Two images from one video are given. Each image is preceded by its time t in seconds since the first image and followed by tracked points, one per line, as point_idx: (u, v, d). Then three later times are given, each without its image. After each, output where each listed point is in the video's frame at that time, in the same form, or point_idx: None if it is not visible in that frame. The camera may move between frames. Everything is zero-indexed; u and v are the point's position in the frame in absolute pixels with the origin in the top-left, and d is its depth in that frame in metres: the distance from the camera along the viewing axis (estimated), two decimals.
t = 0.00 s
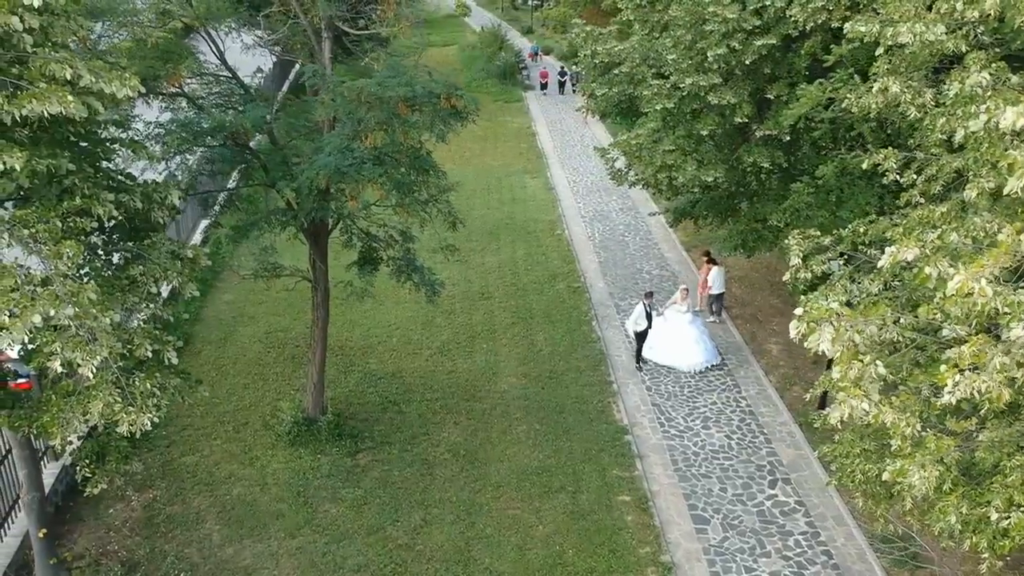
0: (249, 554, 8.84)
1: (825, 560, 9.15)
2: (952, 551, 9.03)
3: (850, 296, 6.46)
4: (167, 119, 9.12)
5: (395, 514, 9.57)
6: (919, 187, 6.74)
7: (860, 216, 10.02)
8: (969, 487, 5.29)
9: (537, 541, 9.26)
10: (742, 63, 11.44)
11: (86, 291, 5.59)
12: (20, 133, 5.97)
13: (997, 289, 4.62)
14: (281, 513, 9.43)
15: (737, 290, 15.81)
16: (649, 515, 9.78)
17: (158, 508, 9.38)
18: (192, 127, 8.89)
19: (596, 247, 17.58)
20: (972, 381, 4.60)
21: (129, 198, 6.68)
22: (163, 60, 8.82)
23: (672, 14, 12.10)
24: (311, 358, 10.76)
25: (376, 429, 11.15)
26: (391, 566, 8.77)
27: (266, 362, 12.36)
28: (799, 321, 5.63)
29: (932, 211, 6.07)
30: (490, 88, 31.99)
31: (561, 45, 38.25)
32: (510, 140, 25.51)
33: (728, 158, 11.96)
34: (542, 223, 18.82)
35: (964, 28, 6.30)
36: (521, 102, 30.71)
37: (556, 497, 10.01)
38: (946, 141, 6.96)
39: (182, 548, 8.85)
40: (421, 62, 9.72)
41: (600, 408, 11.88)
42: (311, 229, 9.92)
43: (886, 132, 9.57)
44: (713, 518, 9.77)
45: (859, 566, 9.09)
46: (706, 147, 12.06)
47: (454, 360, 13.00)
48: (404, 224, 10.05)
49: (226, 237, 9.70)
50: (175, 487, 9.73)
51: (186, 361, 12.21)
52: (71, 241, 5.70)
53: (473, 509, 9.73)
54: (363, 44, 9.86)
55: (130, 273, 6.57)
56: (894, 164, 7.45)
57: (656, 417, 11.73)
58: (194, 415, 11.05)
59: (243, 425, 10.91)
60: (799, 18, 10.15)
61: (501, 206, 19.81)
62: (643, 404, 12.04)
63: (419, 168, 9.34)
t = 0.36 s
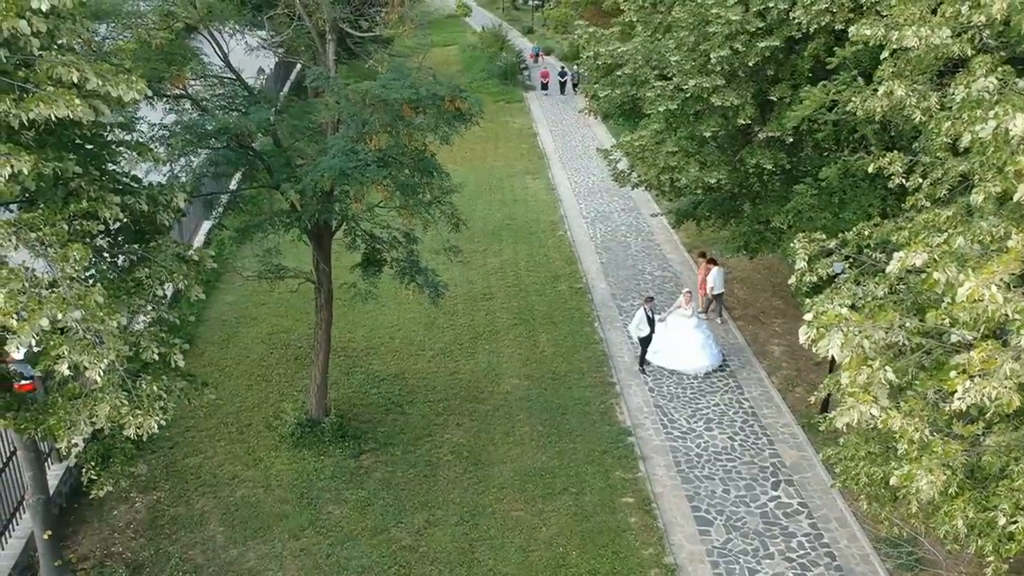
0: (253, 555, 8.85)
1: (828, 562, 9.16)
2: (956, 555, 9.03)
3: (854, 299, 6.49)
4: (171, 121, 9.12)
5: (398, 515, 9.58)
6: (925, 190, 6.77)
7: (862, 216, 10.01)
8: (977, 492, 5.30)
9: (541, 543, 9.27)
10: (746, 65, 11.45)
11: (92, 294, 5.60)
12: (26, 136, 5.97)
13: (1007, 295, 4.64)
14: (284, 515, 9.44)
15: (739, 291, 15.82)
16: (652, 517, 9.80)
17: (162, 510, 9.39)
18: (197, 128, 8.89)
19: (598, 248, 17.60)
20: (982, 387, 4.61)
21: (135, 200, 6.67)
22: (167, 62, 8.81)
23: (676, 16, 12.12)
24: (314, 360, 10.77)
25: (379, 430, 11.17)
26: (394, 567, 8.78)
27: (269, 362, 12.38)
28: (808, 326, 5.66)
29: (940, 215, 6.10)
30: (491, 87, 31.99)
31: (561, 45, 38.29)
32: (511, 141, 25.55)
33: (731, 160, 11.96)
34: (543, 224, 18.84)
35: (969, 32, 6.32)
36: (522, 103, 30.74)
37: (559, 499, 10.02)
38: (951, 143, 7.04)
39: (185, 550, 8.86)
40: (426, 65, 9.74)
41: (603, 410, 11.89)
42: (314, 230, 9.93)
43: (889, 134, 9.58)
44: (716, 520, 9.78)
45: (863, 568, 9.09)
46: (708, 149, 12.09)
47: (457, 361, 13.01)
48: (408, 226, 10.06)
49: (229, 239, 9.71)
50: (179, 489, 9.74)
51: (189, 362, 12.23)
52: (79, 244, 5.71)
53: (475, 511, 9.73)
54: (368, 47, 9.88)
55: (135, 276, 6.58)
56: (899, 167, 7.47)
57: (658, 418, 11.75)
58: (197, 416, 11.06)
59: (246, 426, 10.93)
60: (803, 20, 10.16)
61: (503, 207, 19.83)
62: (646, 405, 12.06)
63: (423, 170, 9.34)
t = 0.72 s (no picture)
0: (256, 558, 8.86)
1: (830, 565, 9.17)
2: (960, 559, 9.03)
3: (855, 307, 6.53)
4: (175, 124, 9.14)
5: (401, 518, 9.59)
6: (928, 195, 6.78)
7: (865, 219, 10.02)
8: (982, 498, 5.30)
9: (543, 546, 9.28)
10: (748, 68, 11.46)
11: (98, 299, 5.61)
12: (32, 141, 5.98)
13: (1013, 303, 4.65)
14: (287, 518, 9.45)
15: (740, 293, 15.83)
16: (654, 519, 9.80)
17: (165, 512, 9.40)
18: (200, 132, 8.91)
19: (600, 250, 17.61)
20: (989, 396, 4.62)
21: (140, 204, 6.68)
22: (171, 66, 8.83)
23: (678, 19, 12.13)
24: (317, 363, 10.79)
25: (382, 433, 11.18)
26: (396, 570, 8.79)
27: (272, 365, 12.41)
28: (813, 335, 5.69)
29: (943, 221, 6.11)
30: (492, 87, 32.01)
31: (562, 46, 38.36)
32: (512, 142, 25.56)
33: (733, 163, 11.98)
34: (545, 225, 18.86)
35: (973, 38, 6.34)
36: (523, 104, 30.76)
37: (562, 501, 10.02)
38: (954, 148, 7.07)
39: (189, 553, 8.87)
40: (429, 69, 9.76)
41: (604, 412, 11.90)
42: (316, 233, 9.94)
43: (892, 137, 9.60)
44: (718, 522, 9.79)
45: (865, 571, 9.10)
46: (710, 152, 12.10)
47: (459, 363, 13.03)
48: (411, 229, 10.08)
49: (232, 242, 9.72)
50: (181, 491, 9.75)
51: (192, 364, 12.25)
52: (85, 248, 5.73)
53: (477, 514, 9.74)
54: (371, 50, 9.89)
55: (140, 280, 6.60)
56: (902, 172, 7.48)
57: (660, 421, 11.76)
58: (200, 419, 11.08)
59: (249, 428, 10.95)
60: (806, 23, 10.17)
61: (504, 209, 19.85)
62: (648, 408, 12.07)
63: (426, 173, 9.36)
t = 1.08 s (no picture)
0: (249, 562, 8.84)
1: (823, 564, 9.20)
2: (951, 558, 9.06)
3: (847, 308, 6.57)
4: (166, 128, 9.12)
5: (394, 521, 9.58)
6: (919, 197, 6.83)
7: (855, 219, 10.06)
8: (973, 498, 5.34)
9: (537, 547, 9.28)
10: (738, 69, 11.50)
11: (90, 304, 5.60)
12: (23, 146, 5.95)
13: (1005, 306, 4.69)
14: (280, 521, 9.43)
15: (731, 294, 15.88)
16: (647, 520, 9.82)
17: (157, 517, 9.38)
18: (191, 135, 8.89)
19: (590, 251, 17.63)
20: (982, 399, 4.65)
21: (131, 209, 6.67)
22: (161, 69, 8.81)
23: (668, 20, 12.15)
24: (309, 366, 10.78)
25: (374, 435, 11.18)
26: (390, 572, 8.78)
27: (264, 367, 12.40)
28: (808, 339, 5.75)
29: (934, 223, 6.15)
30: (482, 88, 32.05)
31: (551, 47, 38.39)
32: (502, 143, 25.57)
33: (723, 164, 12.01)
34: (535, 226, 18.87)
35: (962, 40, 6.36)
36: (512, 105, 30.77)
37: (554, 503, 10.03)
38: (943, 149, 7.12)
39: (182, 557, 8.84)
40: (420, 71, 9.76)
41: (596, 413, 11.92)
42: (308, 236, 9.93)
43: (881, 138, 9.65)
44: (711, 523, 9.82)
45: (857, 570, 9.14)
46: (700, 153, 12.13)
47: (451, 365, 13.03)
48: (402, 231, 10.08)
49: (223, 245, 9.70)
50: (173, 495, 9.74)
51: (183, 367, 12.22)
52: (76, 253, 5.71)
53: (470, 516, 9.74)
54: (363, 53, 9.89)
55: (132, 285, 6.58)
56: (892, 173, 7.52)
57: (653, 422, 11.78)
58: (191, 422, 11.06)
59: (240, 432, 10.93)
60: (795, 24, 10.20)
61: (495, 209, 19.86)
62: (640, 408, 12.10)
63: (417, 176, 9.35)
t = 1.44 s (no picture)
0: (230, 567, 8.79)
1: (802, 561, 9.27)
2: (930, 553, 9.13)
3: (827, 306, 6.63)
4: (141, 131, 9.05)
5: (375, 524, 9.56)
6: (894, 195, 6.89)
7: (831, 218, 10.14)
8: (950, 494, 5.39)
9: (519, 548, 9.29)
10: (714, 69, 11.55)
11: (67, 311, 5.54)
12: None
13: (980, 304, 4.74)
14: (261, 526, 9.38)
15: (709, 292, 15.96)
16: (628, 520, 9.85)
17: (136, 523, 9.31)
18: (167, 138, 8.83)
19: (569, 251, 17.65)
20: (960, 397, 4.70)
21: (107, 214, 6.61)
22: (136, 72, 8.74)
23: (644, 20, 12.18)
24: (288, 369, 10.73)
25: (354, 438, 11.15)
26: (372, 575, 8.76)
27: (242, 371, 12.33)
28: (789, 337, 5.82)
29: (910, 223, 6.21)
30: (459, 88, 32.01)
31: (528, 47, 38.42)
32: (479, 144, 25.56)
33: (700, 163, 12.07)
34: (513, 226, 18.88)
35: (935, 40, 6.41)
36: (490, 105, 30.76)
37: (536, 503, 10.04)
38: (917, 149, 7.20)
39: (161, 564, 8.78)
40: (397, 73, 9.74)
41: (577, 413, 11.94)
42: (286, 239, 9.89)
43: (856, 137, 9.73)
44: (691, 521, 9.86)
45: (836, 566, 9.21)
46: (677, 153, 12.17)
47: (430, 366, 13.01)
48: (381, 233, 10.06)
49: (200, 249, 9.64)
50: (152, 502, 9.67)
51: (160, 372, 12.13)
52: (52, 259, 5.65)
53: (451, 518, 9.73)
54: (339, 54, 9.84)
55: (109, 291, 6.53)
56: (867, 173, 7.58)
57: (633, 421, 11.82)
58: (170, 427, 10.99)
59: (219, 436, 10.87)
60: (771, 24, 10.25)
61: (473, 210, 19.85)
62: (619, 408, 12.13)
63: (395, 178, 9.33)
